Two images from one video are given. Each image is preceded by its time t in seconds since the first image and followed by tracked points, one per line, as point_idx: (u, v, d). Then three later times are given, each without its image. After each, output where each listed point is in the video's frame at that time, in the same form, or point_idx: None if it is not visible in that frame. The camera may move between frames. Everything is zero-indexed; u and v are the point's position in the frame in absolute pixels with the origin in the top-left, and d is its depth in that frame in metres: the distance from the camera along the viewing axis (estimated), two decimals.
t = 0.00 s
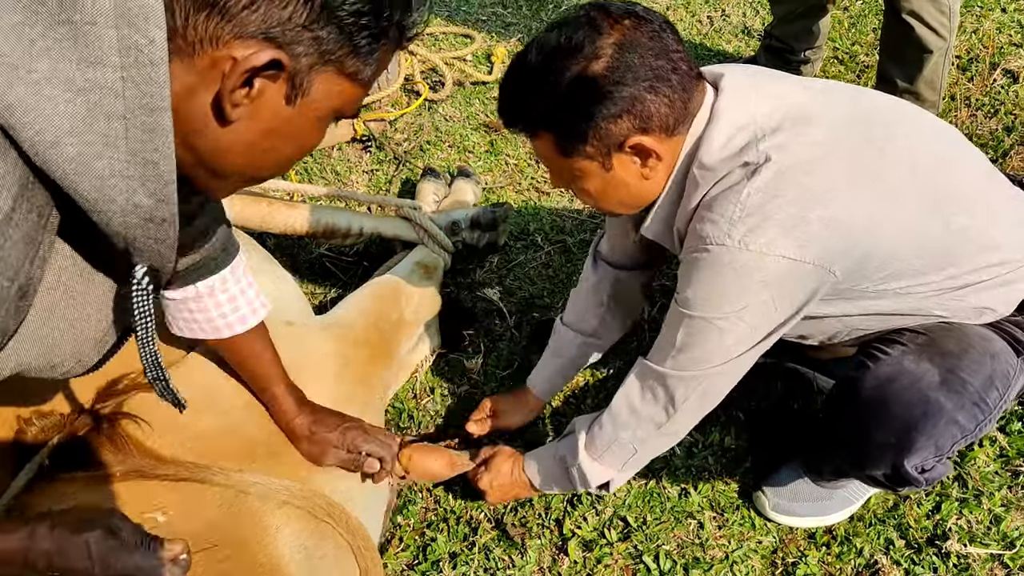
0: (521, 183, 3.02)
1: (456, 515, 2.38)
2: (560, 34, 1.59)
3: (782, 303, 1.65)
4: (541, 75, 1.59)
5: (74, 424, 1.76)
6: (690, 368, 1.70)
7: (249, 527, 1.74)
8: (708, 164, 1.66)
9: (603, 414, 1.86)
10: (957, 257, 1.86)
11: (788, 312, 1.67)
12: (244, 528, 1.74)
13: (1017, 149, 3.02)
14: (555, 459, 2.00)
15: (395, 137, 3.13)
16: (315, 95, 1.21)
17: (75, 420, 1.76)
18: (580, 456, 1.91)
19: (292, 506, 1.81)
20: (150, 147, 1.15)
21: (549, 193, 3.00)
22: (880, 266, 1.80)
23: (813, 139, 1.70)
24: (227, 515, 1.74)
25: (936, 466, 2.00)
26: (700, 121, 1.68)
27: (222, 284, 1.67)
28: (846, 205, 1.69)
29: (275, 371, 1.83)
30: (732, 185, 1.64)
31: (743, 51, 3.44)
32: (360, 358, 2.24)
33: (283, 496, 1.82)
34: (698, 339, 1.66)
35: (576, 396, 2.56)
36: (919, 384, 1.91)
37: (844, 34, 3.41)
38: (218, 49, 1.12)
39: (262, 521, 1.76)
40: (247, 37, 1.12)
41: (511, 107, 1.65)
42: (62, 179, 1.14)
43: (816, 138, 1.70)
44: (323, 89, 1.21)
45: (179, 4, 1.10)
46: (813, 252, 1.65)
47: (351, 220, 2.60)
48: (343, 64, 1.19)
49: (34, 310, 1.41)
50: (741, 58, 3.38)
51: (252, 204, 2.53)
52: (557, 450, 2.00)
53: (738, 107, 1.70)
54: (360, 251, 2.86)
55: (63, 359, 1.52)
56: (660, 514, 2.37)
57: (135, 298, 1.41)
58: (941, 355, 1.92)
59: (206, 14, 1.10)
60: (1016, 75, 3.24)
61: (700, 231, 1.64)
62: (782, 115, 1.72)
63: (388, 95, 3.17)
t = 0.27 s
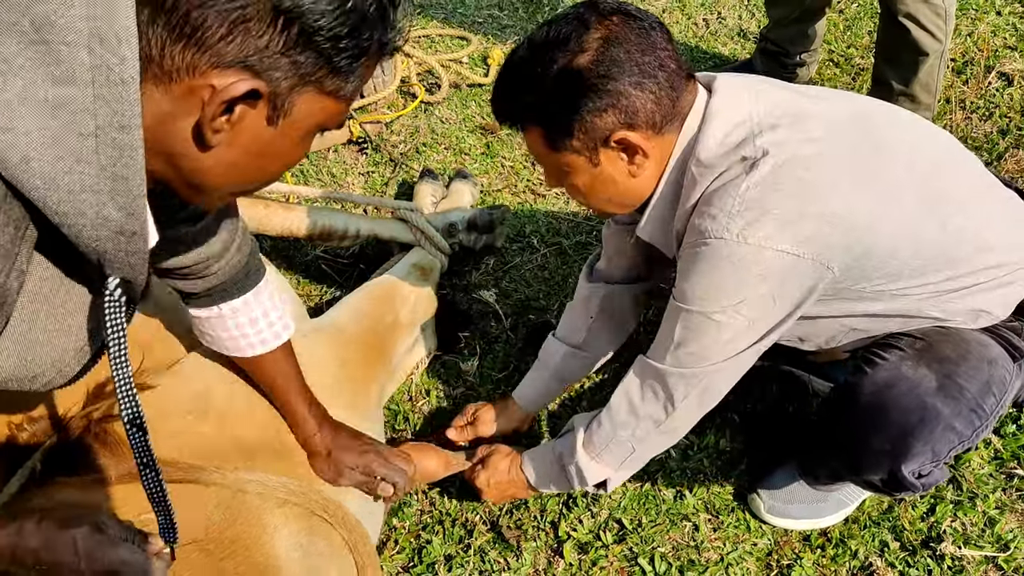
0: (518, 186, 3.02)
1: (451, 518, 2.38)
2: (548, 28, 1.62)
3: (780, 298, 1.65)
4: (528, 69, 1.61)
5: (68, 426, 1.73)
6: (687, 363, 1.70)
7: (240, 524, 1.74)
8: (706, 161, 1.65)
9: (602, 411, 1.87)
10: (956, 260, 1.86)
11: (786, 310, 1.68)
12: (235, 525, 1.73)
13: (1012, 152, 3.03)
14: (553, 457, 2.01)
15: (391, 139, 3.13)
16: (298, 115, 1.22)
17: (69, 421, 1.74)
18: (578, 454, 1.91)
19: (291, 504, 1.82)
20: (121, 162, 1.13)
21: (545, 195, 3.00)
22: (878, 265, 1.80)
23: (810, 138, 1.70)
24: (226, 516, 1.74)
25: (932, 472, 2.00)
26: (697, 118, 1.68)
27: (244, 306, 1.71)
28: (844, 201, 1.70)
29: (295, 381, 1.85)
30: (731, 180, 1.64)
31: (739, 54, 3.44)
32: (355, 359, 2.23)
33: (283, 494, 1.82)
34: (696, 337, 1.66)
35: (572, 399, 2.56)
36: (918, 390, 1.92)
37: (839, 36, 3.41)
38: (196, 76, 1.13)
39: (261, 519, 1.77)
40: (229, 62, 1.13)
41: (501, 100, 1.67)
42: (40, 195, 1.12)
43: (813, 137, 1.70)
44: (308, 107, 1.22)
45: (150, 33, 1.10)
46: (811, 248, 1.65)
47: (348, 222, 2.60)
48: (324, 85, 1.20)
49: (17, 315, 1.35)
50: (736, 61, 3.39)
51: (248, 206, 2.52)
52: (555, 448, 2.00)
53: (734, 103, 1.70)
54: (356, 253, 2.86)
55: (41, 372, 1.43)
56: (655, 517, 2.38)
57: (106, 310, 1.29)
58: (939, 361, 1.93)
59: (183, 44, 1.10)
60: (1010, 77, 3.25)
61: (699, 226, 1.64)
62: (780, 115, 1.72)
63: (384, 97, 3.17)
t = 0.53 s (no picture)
0: (515, 186, 3.02)
1: (448, 518, 2.38)
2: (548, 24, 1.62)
3: (781, 296, 1.65)
4: (527, 64, 1.61)
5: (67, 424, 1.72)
6: (686, 360, 1.70)
7: (238, 529, 1.71)
8: (706, 159, 1.66)
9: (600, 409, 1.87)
10: (956, 262, 1.86)
11: (787, 308, 1.68)
12: (233, 530, 1.70)
13: (1008, 153, 3.04)
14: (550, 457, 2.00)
15: (388, 140, 3.14)
16: (282, 125, 1.24)
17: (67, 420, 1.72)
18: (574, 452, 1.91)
19: (289, 511, 1.78)
20: (92, 166, 1.15)
21: (543, 195, 3.00)
22: (879, 264, 1.80)
23: (810, 137, 1.70)
24: (222, 519, 1.71)
25: (932, 474, 2.00)
26: (697, 117, 1.68)
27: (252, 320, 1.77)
28: (845, 199, 1.70)
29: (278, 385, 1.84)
30: (732, 176, 1.64)
31: (736, 55, 3.45)
32: (351, 360, 2.23)
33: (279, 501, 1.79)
34: (697, 335, 1.66)
35: (569, 399, 2.56)
36: (919, 391, 1.92)
37: (837, 37, 3.42)
38: (178, 85, 1.16)
39: (258, 526, 1.73)
40: (209, 72, 1.15)
41: (500, 95, 1.67)
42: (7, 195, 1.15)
43: (813, 137, 1.71)
44: (293, 118, 1.24)
45: (133, 42, 1.13)
46: (812, 246, 1.65)
47: (344, 223, 2.61)
48: (309, 95, 1.23)
49: None
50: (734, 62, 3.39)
51: (246, 207, 2.52)
52: (550, 450, 2.01)
53: (735, 102, 1.71)
54: (354, 253, 2.86)
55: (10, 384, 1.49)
56: (652, 517, 2.38)
57: (78, 318, 1.39)
58: (941, 363, 1.93)
59: (166, 52, 1.13)
60: (1007, 79, 3.25)
61: (700, 223, 1.64)
62: (779, 115, 1.73)
63: (381, 97, 3.17)
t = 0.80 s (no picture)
0: (514, 187, 3.02)
1: (447, 519, 2.38)
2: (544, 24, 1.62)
3: (775, 295, 1.65)
4: (523, 64, 1.62)
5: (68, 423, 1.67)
6: (683, 356, 1.70)
7: (239, 531, 1.69)
8: (701, 157, 1.67)
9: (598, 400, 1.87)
10: (953, 260, 1.86)
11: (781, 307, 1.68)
12: (234, 531, 1.68)
13: (1007, 154, 3.04)
14: (551, 453, 2.00)
15: (387, 140, 3.14)
16: (246, 53, 1.26)
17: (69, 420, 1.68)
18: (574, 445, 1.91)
19: (286, 512, 1.76)
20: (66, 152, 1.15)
21: (542, 196, 3.00)
22: (874, 263, 1.79)
23: (806, 135, 1.71)
24: (223, 520, 1.69)
25: (935, 473, 2.01)
26: (693, 116, 1.69)
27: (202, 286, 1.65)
28: (840, 199, 1.70)
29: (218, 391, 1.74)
30: (727, 176, 1.65)
31: (735, 55, 3.45)
32: (356, 360, 2.20)
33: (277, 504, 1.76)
34: (692, 332, 1.67)
35: (568, 400, 2.56)
36: (921, 390, 1.92)
37: (835, 38, 3.42)
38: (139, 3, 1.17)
39: (260, 527, 1.71)
40: None
41: (498, 94, 1.67)
42: None
43: (809, 135, 1.71)
44: (257, 47, 1.26)
45: None
46: (807, 246, 1.65)
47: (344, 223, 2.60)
48: (275, 23, 1.24)
49: None
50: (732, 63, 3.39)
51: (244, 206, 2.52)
52: (552, 442, 2.00)
53: (731, 101, 1.72)
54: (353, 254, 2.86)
55: None
56: (651, 518, 2.38)
57: (39, 272, 1.40)
58: (942, 362, 1.93)
59: None
60: (1006, 79, 3.26)
61: (696, 221, 1.65)
62: (776, 112, 1.73)
63: (380, 98, 3.17)
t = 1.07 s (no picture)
0: (513, 187, 3.02)
1: (445, 519, 2.38)
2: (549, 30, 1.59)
3: (769, 298, 1.65)
4: (529, 71, 1.59)
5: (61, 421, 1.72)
6: (674, 357, 1.70)
7: (231, 520, 1.67)
8: (698, 160, 1.66)
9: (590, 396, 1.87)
10: (946, 256, 1.87)
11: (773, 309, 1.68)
12: (227, 520, 1.67)
13: (1006, 153, 3.03)
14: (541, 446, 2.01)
15: (386, 140, 3.14)
16: (223, 98, 1.22)
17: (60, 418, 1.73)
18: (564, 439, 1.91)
19: (280, 500, 1.74)
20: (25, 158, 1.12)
21: (541, 196, 3.00)
22: (868, 265, 1.80)
23: (803, 137, 1.70)
24: (216, 509, 1.68)
25: (926, 463, 1.99)
26: (690, 118, 1.68)
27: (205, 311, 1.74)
28: (835, 204, 1.70)
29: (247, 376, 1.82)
30: (722, 180, 1.65)
31: (734, 55, 3.45)
32: (349, 355, 2.22)
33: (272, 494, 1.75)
34: (686, 336, 1.67)
35: (567, 399, 2.56)
36: (912, 380, 1.91)
37: (834, 38, 3.42)
38: (117, 52, 1.12)
39: (252, 514, 1.69)
40: (149, 40, 1.12)
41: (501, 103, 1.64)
42: None
43: (806, 137, 1.70)
44: (235, 91, 1.22)
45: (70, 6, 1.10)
46: (800, 249, 1.65)
47: (345, 223, 2.60)
48: (253, 67, 1.21)
49: None
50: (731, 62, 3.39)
51: (244, 205, 2.52)
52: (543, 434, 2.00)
53: (728, 101, 1.70)
54: (351, 254, 2.86)
55: None
56: (650, 518, 2.38)
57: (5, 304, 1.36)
58: (932, 353, 1.92)
59: (104, 17, 1.10)
60: (1005, 79, 3.26)
61: (692, 225, 1.65)
62: (773, 113, 1.72)
63: (379, 98, 3.17)
